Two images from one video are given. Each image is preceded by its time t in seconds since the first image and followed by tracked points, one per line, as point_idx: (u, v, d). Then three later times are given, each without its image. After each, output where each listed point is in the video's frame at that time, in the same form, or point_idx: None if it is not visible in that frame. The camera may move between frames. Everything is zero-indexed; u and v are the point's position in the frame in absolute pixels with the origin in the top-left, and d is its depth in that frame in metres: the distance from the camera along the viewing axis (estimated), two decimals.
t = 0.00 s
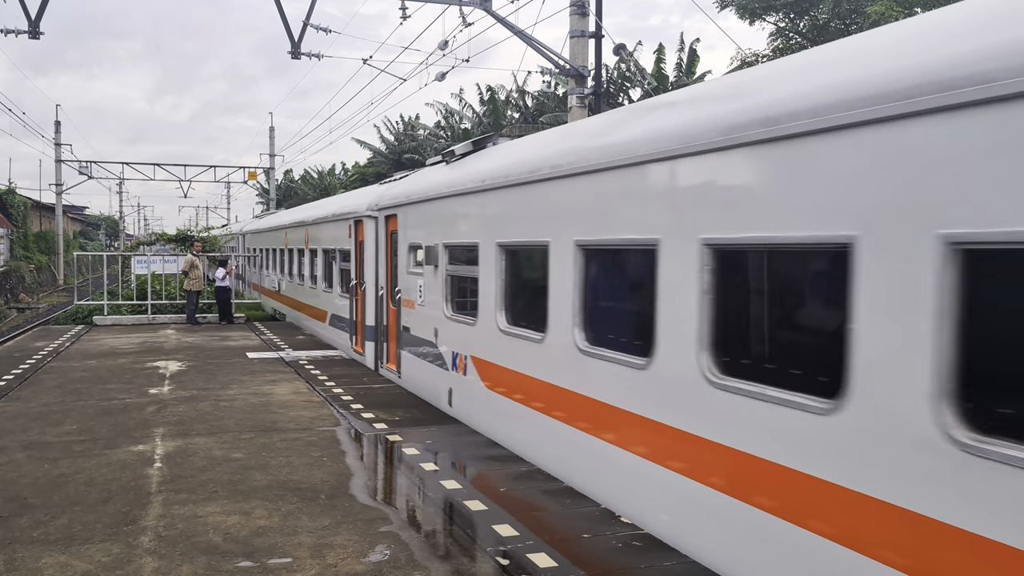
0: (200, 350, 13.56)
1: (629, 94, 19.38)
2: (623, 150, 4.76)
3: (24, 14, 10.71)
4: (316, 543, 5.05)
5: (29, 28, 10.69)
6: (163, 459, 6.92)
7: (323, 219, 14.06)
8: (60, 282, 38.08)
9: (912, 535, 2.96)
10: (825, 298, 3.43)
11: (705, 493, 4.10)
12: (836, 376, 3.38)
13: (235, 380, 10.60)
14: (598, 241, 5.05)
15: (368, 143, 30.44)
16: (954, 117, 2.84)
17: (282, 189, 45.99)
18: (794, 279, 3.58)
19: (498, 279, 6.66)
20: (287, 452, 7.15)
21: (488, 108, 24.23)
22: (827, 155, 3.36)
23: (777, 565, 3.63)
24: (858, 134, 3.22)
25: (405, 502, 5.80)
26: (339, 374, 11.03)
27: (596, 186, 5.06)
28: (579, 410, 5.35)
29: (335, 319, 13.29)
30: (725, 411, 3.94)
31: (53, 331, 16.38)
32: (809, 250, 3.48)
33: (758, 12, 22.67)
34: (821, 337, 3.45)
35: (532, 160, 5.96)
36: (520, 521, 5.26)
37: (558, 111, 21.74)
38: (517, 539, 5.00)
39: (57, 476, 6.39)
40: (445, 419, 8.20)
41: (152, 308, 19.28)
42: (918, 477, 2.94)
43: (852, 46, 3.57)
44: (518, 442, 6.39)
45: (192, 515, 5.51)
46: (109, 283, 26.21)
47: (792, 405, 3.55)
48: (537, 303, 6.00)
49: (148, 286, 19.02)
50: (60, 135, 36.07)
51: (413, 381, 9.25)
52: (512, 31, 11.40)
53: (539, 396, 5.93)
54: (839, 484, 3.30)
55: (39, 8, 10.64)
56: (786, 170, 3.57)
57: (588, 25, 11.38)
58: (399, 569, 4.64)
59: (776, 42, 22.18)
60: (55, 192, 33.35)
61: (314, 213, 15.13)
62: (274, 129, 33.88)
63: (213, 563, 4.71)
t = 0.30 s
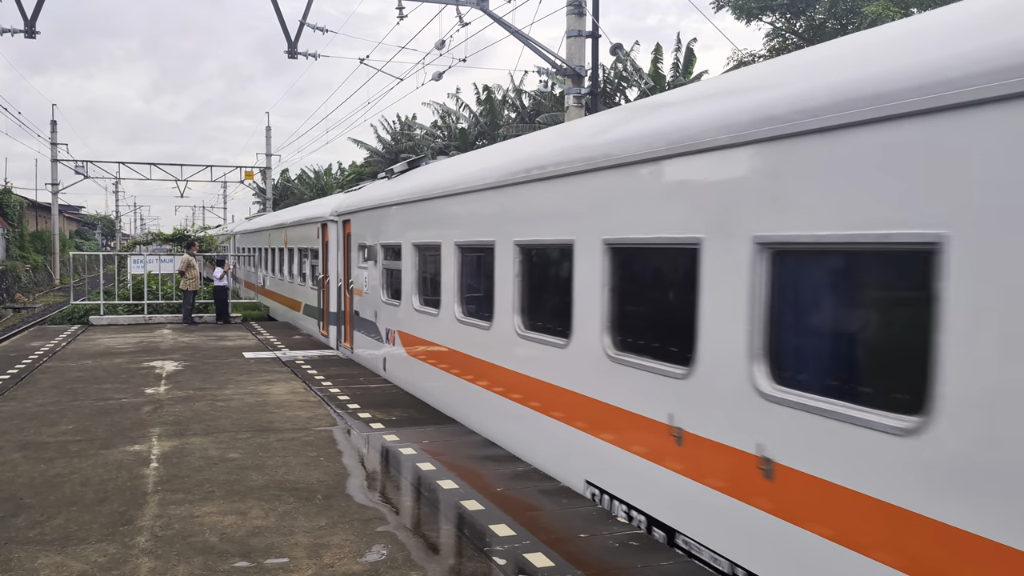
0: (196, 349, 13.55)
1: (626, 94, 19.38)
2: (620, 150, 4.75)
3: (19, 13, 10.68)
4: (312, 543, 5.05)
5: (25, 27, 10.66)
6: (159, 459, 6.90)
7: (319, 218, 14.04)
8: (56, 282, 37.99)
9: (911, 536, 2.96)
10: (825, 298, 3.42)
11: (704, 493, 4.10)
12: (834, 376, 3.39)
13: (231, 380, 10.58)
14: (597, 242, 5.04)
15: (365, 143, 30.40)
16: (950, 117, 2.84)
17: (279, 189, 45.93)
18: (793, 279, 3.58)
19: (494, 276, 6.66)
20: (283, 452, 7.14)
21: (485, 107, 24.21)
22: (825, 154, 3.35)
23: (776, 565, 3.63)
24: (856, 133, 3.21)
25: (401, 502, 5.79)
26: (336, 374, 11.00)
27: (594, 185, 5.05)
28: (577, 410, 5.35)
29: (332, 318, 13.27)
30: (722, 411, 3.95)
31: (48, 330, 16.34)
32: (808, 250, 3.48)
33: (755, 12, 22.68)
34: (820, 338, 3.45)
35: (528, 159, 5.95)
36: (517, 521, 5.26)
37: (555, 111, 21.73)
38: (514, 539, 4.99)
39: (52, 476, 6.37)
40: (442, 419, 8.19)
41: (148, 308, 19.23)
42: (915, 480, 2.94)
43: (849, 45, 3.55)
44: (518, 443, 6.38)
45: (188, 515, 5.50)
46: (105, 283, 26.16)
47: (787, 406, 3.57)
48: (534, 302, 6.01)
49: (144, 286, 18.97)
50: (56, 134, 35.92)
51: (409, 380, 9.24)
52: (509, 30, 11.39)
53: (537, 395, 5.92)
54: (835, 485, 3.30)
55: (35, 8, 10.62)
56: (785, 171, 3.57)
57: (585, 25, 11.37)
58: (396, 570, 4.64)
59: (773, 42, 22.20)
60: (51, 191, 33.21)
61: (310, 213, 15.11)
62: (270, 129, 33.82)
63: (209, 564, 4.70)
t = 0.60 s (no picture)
0: (196, 349, 13.55)
1: (626, 94, 19.38)
2: (618, 150, 4.74)
3: (18, 13, 10.67)
4: (312, 543, 5.05)
5: (25, 27, 10.66)
6: (159, 459, 6.90)
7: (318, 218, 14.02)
8: (55, 282, 37.97)
9: (910, 536, 2.96)
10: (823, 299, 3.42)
11: (702, 493, 4.10)
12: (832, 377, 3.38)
13: (230, 380, 10.57)
14: (596, 242, 5.04)
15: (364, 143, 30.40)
16: (950, 118, 2.82)
17: (279, 189, 45.91)
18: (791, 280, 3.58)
19: (495, 277, 6.63)
20: (283, 452, 7.14)
21: (485, 107, 24.21)
22: (823, 155, 3.35)
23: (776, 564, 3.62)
24: (855, 133, 3.20)
25: (401, 502, 5.80)
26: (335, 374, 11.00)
27: (593, 185, 5.05)
28: (577, 410, 5.34)
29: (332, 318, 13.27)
30: (720, 410, 3.96)
31: (48, 330, 16.33)
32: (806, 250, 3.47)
33: (755, 12, 22.66)
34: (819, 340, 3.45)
35: (527, 159, 5.94)
36: (516, 521, 5.26)
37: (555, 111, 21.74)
38: (514, 539, 4.99)
39: (52, 476, 6.37)
40: (441, 420, 8.19)
41: (148, 308, 19.22)
42: (913, 480, 2.95)
43: (849, 45, 3.53)
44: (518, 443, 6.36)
45: (187, 515, 5.50)
46: (105, 283, 26.14)
47: (785, 405, 3.57)
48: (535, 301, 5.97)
49: (144, 286, 18.97)
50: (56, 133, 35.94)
51: (409, 380, 9.24)
52: (508, 30, 11.39)
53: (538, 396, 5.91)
54: (833, 484, 3.31)
55: (35, 8, 10.62)
56: (781, 171, 3.56)
57: (585, 25, 11.37)
58: (396, 570, 4.64)
59: (772, 43, 22.21)
60: (51, 191, 33.26)
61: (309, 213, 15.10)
62: (270, 129, 33.81)
63: (209, 564, 4.70)
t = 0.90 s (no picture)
0: (196, 349, 13.55)
1: (626, 94, 19.37)
2: (619, 150, 4.74)
3: (18, 13, 10.67)
4: (312, 543, 5.05)
5: (25, 28, 10.66)
6: (159, 459, 6.90)
7: (318, 218, 14.03)
8: (55, 282, 37.99)
9: (911, 537, 2.95)
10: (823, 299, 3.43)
11: (702, 492, 4.10)
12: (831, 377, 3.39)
13: (230, 380, 10.57)
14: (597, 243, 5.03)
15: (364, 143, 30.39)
16: (952, 118, 2.81)
17: (279, 189, 45.92)
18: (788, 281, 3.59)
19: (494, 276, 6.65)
20: (283, 452, 7.14)
21: (485, 108, 24.21)
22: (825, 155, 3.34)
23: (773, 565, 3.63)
24: (856, 134, 3.20)
25: (401, 502, 5.80)
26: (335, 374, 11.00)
27: (592, 185, 5.05)
28: (577, 410, 5.34)
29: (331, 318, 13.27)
30: (721, 411, 3.95)
31: (48, 330, 16.32)
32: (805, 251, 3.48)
33: (755, 12, 22.63)
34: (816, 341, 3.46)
35: (527, 159, 5.95)
36: (516, 521, 5.26)
37: (555, 112, 21.74)
38: (514, 539, 4.99)
39: (52, 476, 6.37)
40: (441, 420, 8.18)
41: (147, 308, 19.22)
42: (913, 480, 2.94)
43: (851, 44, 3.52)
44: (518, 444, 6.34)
45: (187, 515, 5.50)
46: (104, 283, 26.14)
47: (786, 406, 3.57)
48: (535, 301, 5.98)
49: (144, 286, 18.97)
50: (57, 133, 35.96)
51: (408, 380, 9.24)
52: (508, 30, 11.39)
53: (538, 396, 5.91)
54: (833, 484, 3.30)
55: (35, 8, 10.62)
56: (783, 172, 3.55)
57: (585, 24, 11.36)
58: (396, 570, 4.63)
59: (772, 43, 22.22)
60: (51, 191, 33.26)
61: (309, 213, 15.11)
62: (269, 129, 33.81)
63: (209, 564, 4.69)
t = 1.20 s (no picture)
0: (195, 349, 13.55)
1: (625, 94, 19.36)
2: (619, 150, 4.73)
3: (17, 13, 10.65)
4: (311, 543, 5.05)
5: (24, 28, 10.65)
6: (158, 459, 6.90)
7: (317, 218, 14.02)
8: (54, 282, 38.00)
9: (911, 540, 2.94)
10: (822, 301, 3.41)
11: (702, 494, 4.09)
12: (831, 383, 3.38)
13: (230, 380, 10.57)
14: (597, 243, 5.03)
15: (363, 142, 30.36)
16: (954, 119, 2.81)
17: (278, 188, 45.91)
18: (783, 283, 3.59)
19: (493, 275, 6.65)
20: (282, 452, 7.13)
21: (484, 107, 24.20)
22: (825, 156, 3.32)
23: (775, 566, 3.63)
24: (856, 135, 3.19)
25: (400, 502, 5.79)
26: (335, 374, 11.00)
27: (592, 185, 5.04)
28: (576, 411, 5.34)
29: (331, 317, 13.26)
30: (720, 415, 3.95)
31: (47, 330, 16.30)
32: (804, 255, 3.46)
33: (754, 12, 22.61)
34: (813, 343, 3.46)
35: (526, 159, 5.94)
36: (516, 521, 5.26)
37: (554, 112, 21.73)
38: (513, 539, 4.99)
39: (51, 476, 6.37)
40: (441, 420, 8.18)
41: (147, 308, 19.21)
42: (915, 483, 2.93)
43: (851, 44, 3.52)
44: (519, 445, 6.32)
45: (187, 515, 5.49)
46: (104, 283, 26.14)
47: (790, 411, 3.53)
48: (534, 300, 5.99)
49: (143, 286, 18.97)
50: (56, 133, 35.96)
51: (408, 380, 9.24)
52: (508, 30, 11.38)
53: (537, 395, 5.90)
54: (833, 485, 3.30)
55: (35, 8, 10.61)
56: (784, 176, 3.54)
57: (584, 24, 11.36)
58: (395, 570, 4.63)
59: (771, 43, 22.22)
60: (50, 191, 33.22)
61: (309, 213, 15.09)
62: (268, 128, 33.80)
63: (208, 564, 4.69)
